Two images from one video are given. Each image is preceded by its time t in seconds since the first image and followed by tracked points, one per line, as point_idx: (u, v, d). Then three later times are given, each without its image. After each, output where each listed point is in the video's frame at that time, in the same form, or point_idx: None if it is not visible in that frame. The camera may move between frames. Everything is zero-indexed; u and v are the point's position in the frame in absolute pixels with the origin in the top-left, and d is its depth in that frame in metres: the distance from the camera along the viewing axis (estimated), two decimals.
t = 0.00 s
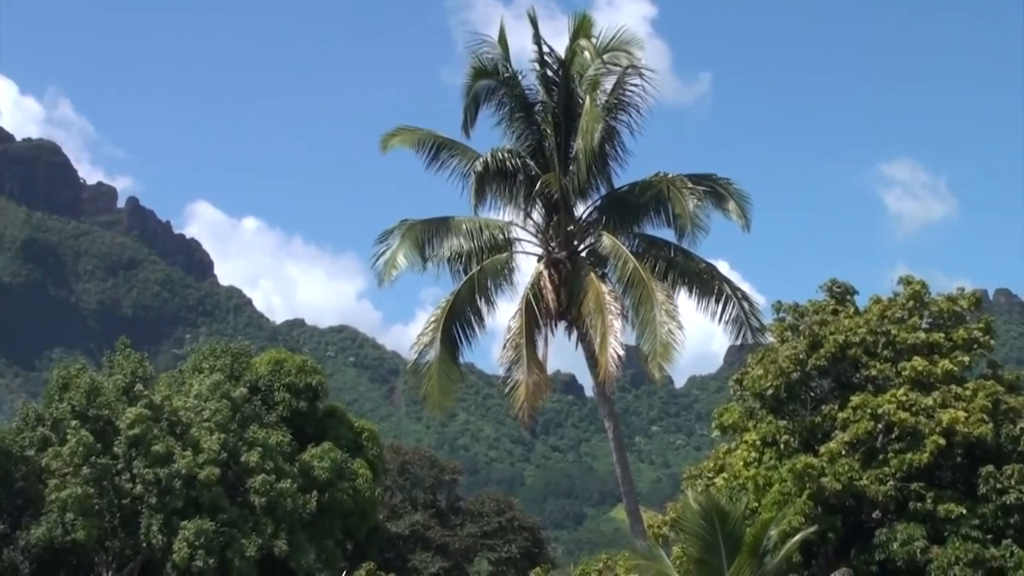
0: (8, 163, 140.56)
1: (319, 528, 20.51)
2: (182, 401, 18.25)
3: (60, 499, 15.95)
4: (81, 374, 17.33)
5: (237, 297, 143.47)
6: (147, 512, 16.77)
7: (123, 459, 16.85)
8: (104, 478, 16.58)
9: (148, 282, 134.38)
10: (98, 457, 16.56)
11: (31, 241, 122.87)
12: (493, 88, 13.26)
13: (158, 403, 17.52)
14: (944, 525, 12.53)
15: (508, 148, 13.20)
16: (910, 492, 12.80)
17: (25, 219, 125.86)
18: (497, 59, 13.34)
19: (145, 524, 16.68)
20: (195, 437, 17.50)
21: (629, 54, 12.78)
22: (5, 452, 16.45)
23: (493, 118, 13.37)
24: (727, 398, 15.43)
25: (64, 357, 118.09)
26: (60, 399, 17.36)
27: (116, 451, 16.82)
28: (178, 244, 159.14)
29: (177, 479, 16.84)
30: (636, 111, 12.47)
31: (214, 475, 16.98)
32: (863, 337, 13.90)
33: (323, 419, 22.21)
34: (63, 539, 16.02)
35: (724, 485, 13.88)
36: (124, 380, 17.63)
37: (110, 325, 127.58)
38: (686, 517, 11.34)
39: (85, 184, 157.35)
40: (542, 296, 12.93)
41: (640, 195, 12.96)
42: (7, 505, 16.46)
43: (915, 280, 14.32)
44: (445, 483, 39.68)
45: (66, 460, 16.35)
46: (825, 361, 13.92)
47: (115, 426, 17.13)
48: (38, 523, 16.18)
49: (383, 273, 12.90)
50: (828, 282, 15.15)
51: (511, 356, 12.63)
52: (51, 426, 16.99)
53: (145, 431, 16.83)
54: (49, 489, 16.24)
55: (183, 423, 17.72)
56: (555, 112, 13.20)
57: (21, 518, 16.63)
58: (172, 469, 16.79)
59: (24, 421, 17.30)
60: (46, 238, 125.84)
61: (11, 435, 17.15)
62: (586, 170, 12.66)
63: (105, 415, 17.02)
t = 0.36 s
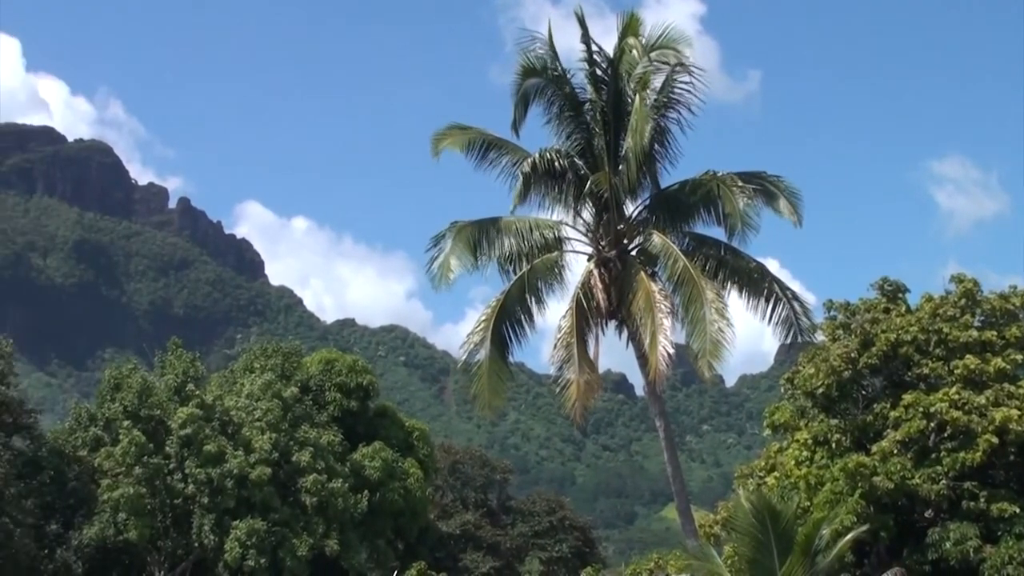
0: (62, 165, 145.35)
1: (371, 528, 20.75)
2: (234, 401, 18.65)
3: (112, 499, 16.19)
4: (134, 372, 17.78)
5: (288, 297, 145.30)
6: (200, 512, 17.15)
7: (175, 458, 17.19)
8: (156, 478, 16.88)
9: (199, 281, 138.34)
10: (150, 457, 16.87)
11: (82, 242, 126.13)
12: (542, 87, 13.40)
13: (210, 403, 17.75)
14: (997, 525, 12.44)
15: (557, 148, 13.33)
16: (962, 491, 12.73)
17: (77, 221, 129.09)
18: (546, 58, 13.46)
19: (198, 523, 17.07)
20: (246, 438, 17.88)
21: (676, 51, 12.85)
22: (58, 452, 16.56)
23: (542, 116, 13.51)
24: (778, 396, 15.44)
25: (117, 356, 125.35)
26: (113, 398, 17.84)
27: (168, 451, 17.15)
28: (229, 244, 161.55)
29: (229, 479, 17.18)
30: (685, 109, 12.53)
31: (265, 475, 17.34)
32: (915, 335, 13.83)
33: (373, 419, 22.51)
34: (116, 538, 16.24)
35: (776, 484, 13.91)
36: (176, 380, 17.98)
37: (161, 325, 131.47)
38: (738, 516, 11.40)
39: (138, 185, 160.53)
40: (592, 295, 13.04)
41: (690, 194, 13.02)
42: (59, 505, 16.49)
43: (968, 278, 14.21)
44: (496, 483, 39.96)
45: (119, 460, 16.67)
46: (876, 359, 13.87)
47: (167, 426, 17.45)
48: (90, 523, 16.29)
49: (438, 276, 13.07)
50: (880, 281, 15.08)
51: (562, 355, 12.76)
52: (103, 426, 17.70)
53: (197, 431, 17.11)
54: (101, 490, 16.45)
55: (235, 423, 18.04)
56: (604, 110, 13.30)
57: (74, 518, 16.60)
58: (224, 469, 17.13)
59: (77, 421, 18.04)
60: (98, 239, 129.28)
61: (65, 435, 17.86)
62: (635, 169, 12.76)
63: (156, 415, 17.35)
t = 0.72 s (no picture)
0: (113, 170, 148.39)
1: (421, 529, 21.01)
2: (285, 403, 18.90)
3: (164, 500, 16.53)
4: (186, 375, 18.22)
5: (337, 299, 146.73)
6: (250, 514, 17.47)
7: (226, 461, 17.53)
8: (207, 480, 17.14)
9: (249, 284, 141.89)
10: (201, 460, 17.17)
11: (133, 245, 131.47)
12: (589, 89, 13.54)
13: (260, 405, 18.14)
14: None
15: (606, 149, 13.46)
16: (1014, 492, 12.67)
17: (128, 224, 134.32)
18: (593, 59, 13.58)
19: (248, 525, 17.40)
20: (297, 440, 18.14)
21: (725, 52, 12.97)
22: (109, 454, 16.88)
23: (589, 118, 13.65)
24: (828, 398, 15.44)
25: (167, 359, 127.21)
26: (164, 401, 18.33)
27: (219, 454, 17.50)
28: (278, 247, 163.36)
29: (280, 480, 17.47)
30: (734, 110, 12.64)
31: (315, 477, 17.60)
32: (966, 336, 13.76)
33: (423, 421, 22.80)
34: (167, 540, 16.56)
35: (826, 485, 13.99)
36: (226, 383, 18.32)
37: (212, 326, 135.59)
38: (789, 517, 11.46)
39: (187, 188, 163.17)
40: (642, 297, 13.16)
41: (739, 196, 13.12)
42: (112, 508, 16.82)
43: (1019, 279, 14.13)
44: (546, 485, 40.15)
45: (171, 462, 16.96)
46: (927, 360, 13.83)
47: (218, 429, 17.84)
48: (142, 526, 16.56)
49: (490, 282, 13.29)
50: (930, 282, 15.04)
51: (611, 356, 12.89)
52: (155, 429, 17.96)
53: (248, 433, 17.48)
54: (153, 492, 16.77)
55: (285, 425, 18.32)
56: (652, 112, 13.44)
57: (124, 521, 16.84)
58: (274, 471, 17.43)
59: (129, 423, 18.28)
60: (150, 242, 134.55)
61: (117, 437, 18.14)
62: (684, 169, 12.85)
63: (207, 418, 17.77)
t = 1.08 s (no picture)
0: (166, 175, 150.50)
1: (474, 533, 21.24)
2: (338, 407, 19.23)
3: (220, 504, 16.96)
4: (241, 381, 18.60)
5: (390, 303, 147.81)
6: (305, 517, 17.87)
7: (280, 464, 18.00)
8: (262, 484, 17.60)
9: (301, 289, 143.56)
10: (255, 464, 17.57)
11: (187, 250, 135.50)
12: (639, 92, 13.72)
13: (313, 409, 18.52)
14: None
15: (656, 152, 13.64)
16: None
17: (182, 230, 138.33)
18: (644, 63, 13.75)
19: (303, 528, 17.78)
20: (350, 444, 18.44)
21: (775, 55, 13.06)
22: (164, 459, 17.38)
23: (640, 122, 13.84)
24: (883, 401, 15.43)
25: (221, 362, 130.60)
26: (218, 405, 18.83)
27: (274, 457, 17.98)
28: (331, 252, 164.95)
29: (333, 484, 17.81)
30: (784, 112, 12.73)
31: (368, 481, 17.91)
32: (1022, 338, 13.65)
33: (476, 424, 23.04)
34: (223, 544, 16.99)
35: (881, 490, 14.09)
36: (281, 387, 18.69)
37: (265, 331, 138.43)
38: (843, 522, 11.50)
39: (240, 193, 165.33)
40: (694, 300, 13.28)
41: (791, 199, 13.23)
42: (167, 511, 17.30)
43: None
44: (599, 487, 40.24)
45: (225, 466, 17.34)
46: (983, 362, 13.77)
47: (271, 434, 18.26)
48: (198, 531, 17.06)
49: (542, 287, 13.51)
50: (986, 283, 14.95)
51: (663, 360, 13.06)
52: (208, 433, 18.40)
53: (302, 437, 17.90)
54: (208, 496, 17.17)
55: (339, 429, 18.70)
56: (703, 114, 13.57)
57: (179, 525, 17.39)
58: (328, 475, 17.80)
59: (184, 427, 18.70)
60: (204, 249, 138.42)
61: (172, 441, 18.57)
62: (736, 171, 12.97)
63: (261, 422, 18.19)
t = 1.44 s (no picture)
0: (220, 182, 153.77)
1: (530, 538, 21.49)
2: (393, 413, 19.59)
3: (274, 511, 17.02)
4: (295, 387, 18.84)
5: (444, 308, 148.47)
6: (359, 524, 18.01)
7: (335, 470, 18.14)
8: (317, 489, 17.76)
9: (355, 294, 145.04)
10: (310, 469, 17.77)
11: (241, 256, 138.99)
12: (692, 95, 13.89)
13: (368, 415, 18.61)
14: None
15: (712, 156, 13.83)
16: None
17: (237, 236, 142.38)
18: (697, 66, 13.92)
19: (358, 535, 17.93)
20: (404, 450, 18.67)
21: (828, 58, 13.18)
22: (219, 464, 17.74)
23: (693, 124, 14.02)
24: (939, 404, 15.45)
25: (276, 368, 133.62)
26: (274, 411, 19.08)
27: (328, 463, 18.13)
28: (384, 257, 166.29)
29: (388, 489, 18.07)
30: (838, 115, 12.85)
31: (423, 487, 18.16)
32: None
33: (531, 429, 23.26)
34: (278, 549, 17.00)
35: (938, 493, 14.11)
36: (335, 393, 18.91)
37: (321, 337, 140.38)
38: (898, 527, 11.58)
39: (295, 200, 167.37)
40: (750, 305, 13.47)
41: (845, 202, 13.29)
42: (223, 517, 17.53)
43: None
44: (654, 492, 40.34)
45: (280, 472, 17.51)
46: None
47: (326, 438, 18.48)
48: (252, 535, 17.05)
49: (592, 288, 13.77)
50: None
51: (717, 365, 13.22)
52: (263, 439, 18.49)
53: (356, 443, 18.02)
54: (262, 502, 17.26)
55: (393, 435, 18.82)
56: (756, 117, 13.71)
57: (235, 530, 17.49)
58: (382, 481, 18.03)
59: (239, 433, 18.82)
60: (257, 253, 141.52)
61: (227, 447, 18.66)
62: (790, 175, 13.12)
63: (316, 427, 18.42)
